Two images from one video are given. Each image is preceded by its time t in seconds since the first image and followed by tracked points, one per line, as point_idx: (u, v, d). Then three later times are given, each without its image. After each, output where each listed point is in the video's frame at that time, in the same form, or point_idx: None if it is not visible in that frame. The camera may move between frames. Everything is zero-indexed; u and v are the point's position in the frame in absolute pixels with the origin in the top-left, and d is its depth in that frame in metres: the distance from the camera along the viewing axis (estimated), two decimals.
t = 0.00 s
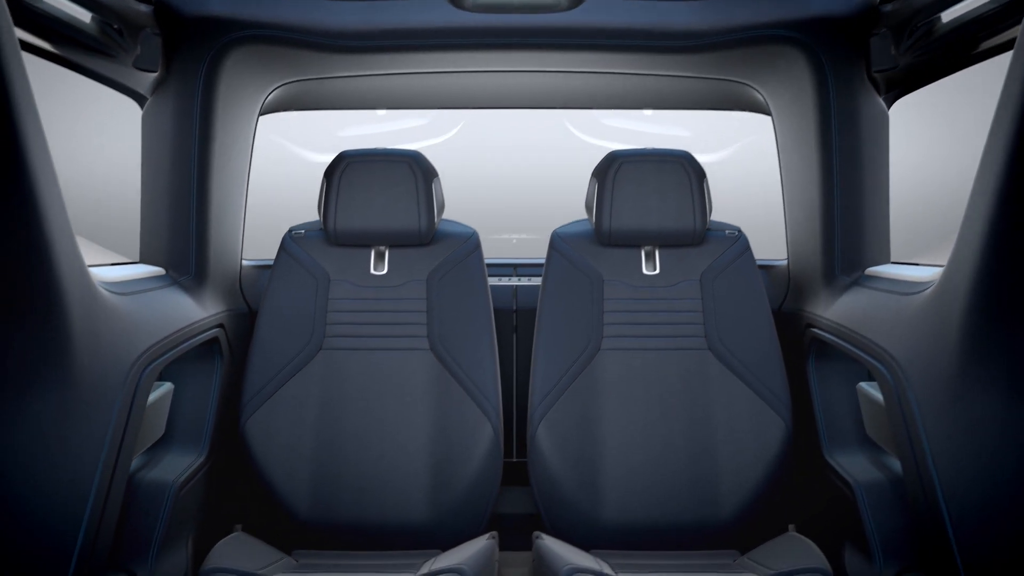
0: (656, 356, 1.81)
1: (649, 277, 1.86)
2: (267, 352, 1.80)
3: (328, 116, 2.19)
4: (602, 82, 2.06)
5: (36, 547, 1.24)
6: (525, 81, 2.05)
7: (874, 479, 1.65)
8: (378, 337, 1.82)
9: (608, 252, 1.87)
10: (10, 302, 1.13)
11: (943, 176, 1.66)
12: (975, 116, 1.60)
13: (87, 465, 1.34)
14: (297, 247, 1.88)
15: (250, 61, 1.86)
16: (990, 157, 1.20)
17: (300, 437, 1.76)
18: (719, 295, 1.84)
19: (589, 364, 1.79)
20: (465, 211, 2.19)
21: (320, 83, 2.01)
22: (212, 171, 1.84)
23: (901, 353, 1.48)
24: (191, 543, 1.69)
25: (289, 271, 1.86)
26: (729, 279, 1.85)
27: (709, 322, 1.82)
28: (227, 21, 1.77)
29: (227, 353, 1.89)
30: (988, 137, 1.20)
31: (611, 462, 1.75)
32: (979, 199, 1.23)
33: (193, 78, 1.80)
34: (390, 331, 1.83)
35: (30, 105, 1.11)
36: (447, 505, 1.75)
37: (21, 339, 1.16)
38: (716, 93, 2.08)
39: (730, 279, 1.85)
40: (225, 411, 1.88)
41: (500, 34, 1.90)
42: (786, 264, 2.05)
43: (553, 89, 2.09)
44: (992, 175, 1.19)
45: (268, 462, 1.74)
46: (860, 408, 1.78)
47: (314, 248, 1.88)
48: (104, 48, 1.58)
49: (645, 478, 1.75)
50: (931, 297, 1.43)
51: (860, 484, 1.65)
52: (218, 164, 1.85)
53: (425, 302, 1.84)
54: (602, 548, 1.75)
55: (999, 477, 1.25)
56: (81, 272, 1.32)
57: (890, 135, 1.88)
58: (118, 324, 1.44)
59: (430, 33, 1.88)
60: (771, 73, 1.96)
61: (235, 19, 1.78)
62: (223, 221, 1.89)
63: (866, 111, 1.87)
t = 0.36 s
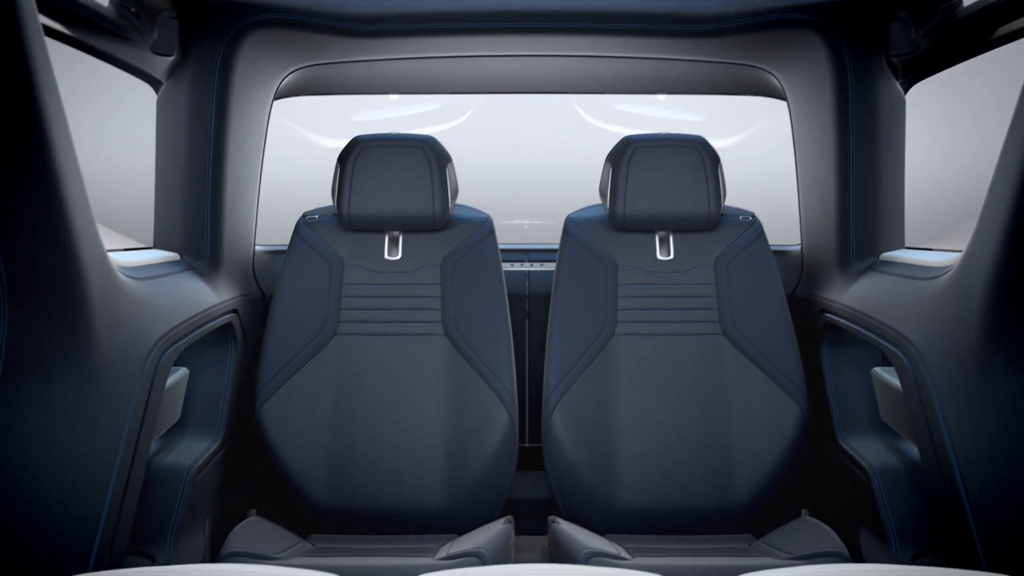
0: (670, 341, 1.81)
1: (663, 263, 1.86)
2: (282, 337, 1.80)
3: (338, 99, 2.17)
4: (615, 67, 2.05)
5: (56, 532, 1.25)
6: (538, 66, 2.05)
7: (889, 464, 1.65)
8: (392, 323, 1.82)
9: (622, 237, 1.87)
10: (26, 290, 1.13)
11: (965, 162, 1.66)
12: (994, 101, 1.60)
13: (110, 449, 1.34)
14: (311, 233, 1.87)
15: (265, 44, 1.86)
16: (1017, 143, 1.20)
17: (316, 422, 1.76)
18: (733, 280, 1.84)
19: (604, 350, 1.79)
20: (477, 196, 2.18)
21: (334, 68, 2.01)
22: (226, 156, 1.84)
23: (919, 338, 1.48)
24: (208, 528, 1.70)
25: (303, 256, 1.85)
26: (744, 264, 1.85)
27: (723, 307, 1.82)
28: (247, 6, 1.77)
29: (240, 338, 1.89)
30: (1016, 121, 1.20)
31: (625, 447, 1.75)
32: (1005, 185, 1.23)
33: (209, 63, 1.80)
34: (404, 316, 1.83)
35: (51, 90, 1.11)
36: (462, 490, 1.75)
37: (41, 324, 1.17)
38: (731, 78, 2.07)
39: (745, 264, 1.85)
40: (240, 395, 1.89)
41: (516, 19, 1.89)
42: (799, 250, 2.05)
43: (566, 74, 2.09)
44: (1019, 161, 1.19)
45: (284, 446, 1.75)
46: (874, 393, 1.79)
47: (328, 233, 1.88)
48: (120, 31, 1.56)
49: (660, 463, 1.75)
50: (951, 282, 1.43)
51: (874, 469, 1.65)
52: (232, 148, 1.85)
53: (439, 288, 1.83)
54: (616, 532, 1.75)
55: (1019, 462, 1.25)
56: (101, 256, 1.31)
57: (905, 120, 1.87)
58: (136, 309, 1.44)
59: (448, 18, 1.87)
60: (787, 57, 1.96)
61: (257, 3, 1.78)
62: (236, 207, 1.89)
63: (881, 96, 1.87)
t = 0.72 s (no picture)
0: (685, 326, 1.81)
1: (678, 248, 1.86)
2: (297, 322, 1.80)
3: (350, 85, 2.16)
4: (629, 52, 2.05)
5: (77, 516, 1.26)
6: (550, 52, 2.05)
7: (904, 449, 1.66)
8: (406, 308, 1.82)
9: (636, 222, 1.87)
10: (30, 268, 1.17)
11: (982, 147, 1.65)
12: (1010, 85, 1.60)
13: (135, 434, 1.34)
14: (325, 218, 1.87)
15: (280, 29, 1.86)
16: None
17: (332, 407, 1.76)
18: (748, 265, 1.84)
19: (619, 335, 1.80)
20: (489, 182, 2.18)
21: (347, 53, 2.02)
22: (241, 142, 1.84)
23: (936, 323, 1.48)
24: (225, 512, 1.70)
25: (317, 241, 1.85)
26: (758, 250, 1.85)
27: (737, 293, 1.82)
28: None
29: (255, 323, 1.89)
30: None
31: (641, 432, 1.76)
32: None
33: (226, 49, 1.79)
34: (419, 302, 1.83)
35: (71, 71, 1.15)
36: (478, 475, 1.75)
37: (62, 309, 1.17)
38: (746, 63, 2.07)
39: (760, 250, 1.84)
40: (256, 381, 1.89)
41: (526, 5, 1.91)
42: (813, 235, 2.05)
43: (577, 59, 2.09)
44: None
45: (300, 431, 1.75)
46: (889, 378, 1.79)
47: (341, 218, 1.88)
48: (137, 16, 1.55)
49: (676, 448, 1.76)
50: (970, 266, 1.43)
51: (890, 453, 1.65)
52: (246, 134, 1.84)
53: (454, 273, 1.83)
54: (632, 517, 1.76)
55: None
56: (121, 241, 1.31)
57: (921, 105, 1.87)
58: (155, 294, 1.44)
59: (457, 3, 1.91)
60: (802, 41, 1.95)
61: None
62: (250, 193, 1.89)
63: (896, 81, 1.87)
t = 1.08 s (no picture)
0: (699, 312, 1.81)
1: (691, 233, 1.86)
2: (312, 308, 1.80)
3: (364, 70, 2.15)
4: (643, 37, 2.05)
5: (106, 500, 1.26)
6: (564, 36, 2.05)
7: (919, 433, 1.66)
8: (421, 293, 1.82)
9: (650, 207, 1.87)
10: (55, 254, 1.17)
11: (998, 132, 1.65)
12: None
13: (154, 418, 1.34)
14: (338, 203, 1.87)
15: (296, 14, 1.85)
16: None
17: (347, 391, 1.77)
18: (762, 250, 1.84)
19: (633, 320, 1.80)
20: (501, 167, 2.18)
21: (364, 38, 2.02)
22: (255, 126, 1.83)
23: (953, 307, 1.48)
24: (241, 497, 1.70)
25: (331, 226, 1.85)
26: (773, 235, 1.84)
27: (751, 278, 1.82)
28: None
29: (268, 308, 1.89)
30: None
31: (656, 416, 1.76)
32: None
33: (243, 33, 1.78)
34: (433, 287, 1.83)
35: (93, 53, 1.15)
36: (493, 459, 1.76)
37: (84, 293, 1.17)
38: (760, 48, 2.06)
39: (774, 235, 1.84)
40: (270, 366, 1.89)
41: None
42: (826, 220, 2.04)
43: (590, 44, 2.09)
44: None
45: (315, 416, 1.75)
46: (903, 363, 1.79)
47: (355, 203, 1.88)
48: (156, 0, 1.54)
49: (690, 432, 1.76)
50: (988, 251, 1.43)
51: (905, 438, 1.66)
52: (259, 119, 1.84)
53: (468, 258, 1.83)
54: (647, 501, 1.77)
55: None
56: (140, 225, 1.31)
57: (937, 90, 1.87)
58: (173, 279, 1.44)
59: None
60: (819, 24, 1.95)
61: None
62: (263, 178, 1.88)
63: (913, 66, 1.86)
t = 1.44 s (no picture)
0: (713, 297, 1.81)
1: (706, 218, 1.86)
2: (326, 293, 1.80)
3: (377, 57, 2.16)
4: (658, 22, 2.05)
5: (130, 484, 1.26)
6: (578, 22, 2.05)
7: (934, 418, 1.66)
8: (435, 279, 1.82)
9: (664, 192, 1.87)
10: (77, 238, 1.16)
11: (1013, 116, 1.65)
12: None
13: (173, 402, 1.35)
14: (352, 188, 1.87)
15: None
16: None
17: (362, 376, 1.77)
18: (776, 236, 1.84)
19: (647, 305, 1.80)
20: (513, 152, 2.18)
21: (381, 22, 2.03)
22: (269, 112, 1.83)
23: (971, 293, 1.48)
24: (258, 481, 1.71)
25: (345, 212, 1.85)
26: (787, 220, 1.84)
27: (766, 263, 1.82)
28: None
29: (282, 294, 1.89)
30: None
31: (670, 400, 1.77)
32: None
33: (258, 18, 1.78)
34: (447, 273, 1.83)
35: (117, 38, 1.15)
36: (508, 443, 1.76)
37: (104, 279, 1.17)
38: (774, 33, 2.06)
39: (789, 220, 1.84)
40: (284, 351, 1.89)
41: None
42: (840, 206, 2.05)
43: (603, 28, 2.08)
44: None
45: (330, 401, 1.76)
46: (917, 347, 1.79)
47: (369, 188, 1.87)
48: None
49: (705, 417, 1.77)
50: (1008, 236, 1.43)
51: (919, 422, 1.66)
52: (274, 104, 1.84)
53: (482, 244, 1.83)
54: (661, 485, 1.77)
55: None
56: (160, 210, 1.31)
57: (952, 75, 1.86)
58: (192, 265, 1.44)
59: None
60: (836, 9, 1.94)
61: None
62: (277, 163, 1.88)
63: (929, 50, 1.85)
